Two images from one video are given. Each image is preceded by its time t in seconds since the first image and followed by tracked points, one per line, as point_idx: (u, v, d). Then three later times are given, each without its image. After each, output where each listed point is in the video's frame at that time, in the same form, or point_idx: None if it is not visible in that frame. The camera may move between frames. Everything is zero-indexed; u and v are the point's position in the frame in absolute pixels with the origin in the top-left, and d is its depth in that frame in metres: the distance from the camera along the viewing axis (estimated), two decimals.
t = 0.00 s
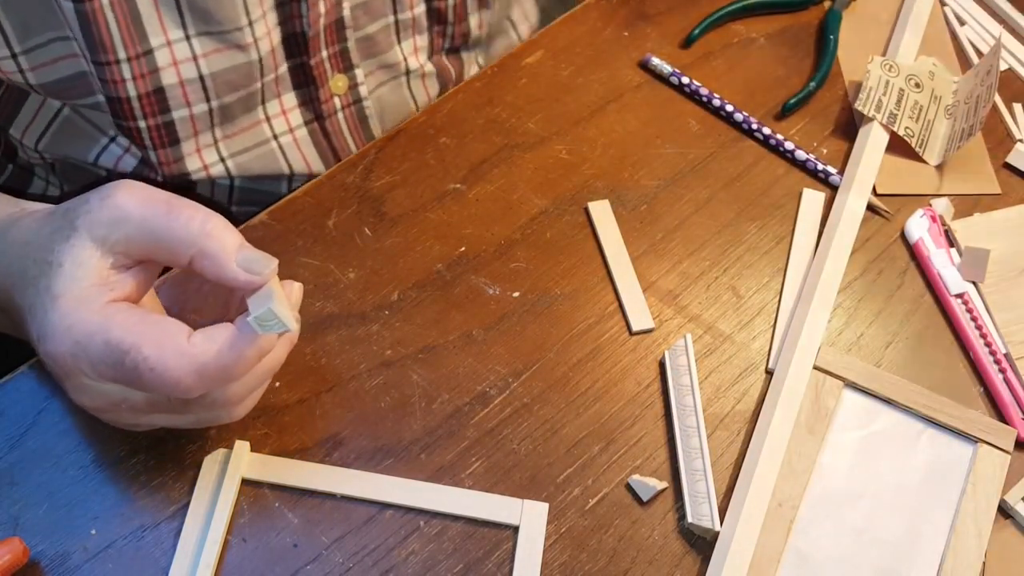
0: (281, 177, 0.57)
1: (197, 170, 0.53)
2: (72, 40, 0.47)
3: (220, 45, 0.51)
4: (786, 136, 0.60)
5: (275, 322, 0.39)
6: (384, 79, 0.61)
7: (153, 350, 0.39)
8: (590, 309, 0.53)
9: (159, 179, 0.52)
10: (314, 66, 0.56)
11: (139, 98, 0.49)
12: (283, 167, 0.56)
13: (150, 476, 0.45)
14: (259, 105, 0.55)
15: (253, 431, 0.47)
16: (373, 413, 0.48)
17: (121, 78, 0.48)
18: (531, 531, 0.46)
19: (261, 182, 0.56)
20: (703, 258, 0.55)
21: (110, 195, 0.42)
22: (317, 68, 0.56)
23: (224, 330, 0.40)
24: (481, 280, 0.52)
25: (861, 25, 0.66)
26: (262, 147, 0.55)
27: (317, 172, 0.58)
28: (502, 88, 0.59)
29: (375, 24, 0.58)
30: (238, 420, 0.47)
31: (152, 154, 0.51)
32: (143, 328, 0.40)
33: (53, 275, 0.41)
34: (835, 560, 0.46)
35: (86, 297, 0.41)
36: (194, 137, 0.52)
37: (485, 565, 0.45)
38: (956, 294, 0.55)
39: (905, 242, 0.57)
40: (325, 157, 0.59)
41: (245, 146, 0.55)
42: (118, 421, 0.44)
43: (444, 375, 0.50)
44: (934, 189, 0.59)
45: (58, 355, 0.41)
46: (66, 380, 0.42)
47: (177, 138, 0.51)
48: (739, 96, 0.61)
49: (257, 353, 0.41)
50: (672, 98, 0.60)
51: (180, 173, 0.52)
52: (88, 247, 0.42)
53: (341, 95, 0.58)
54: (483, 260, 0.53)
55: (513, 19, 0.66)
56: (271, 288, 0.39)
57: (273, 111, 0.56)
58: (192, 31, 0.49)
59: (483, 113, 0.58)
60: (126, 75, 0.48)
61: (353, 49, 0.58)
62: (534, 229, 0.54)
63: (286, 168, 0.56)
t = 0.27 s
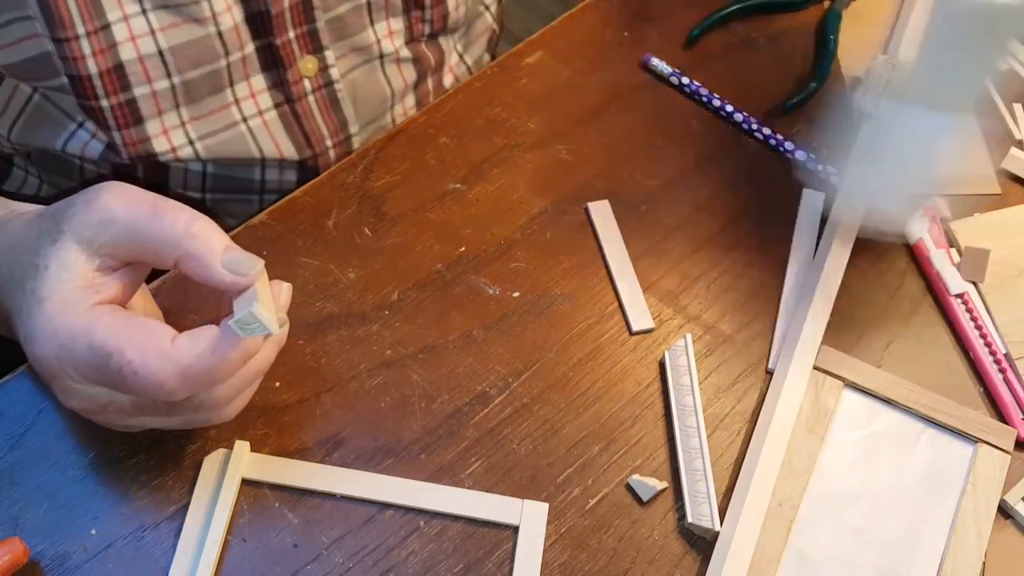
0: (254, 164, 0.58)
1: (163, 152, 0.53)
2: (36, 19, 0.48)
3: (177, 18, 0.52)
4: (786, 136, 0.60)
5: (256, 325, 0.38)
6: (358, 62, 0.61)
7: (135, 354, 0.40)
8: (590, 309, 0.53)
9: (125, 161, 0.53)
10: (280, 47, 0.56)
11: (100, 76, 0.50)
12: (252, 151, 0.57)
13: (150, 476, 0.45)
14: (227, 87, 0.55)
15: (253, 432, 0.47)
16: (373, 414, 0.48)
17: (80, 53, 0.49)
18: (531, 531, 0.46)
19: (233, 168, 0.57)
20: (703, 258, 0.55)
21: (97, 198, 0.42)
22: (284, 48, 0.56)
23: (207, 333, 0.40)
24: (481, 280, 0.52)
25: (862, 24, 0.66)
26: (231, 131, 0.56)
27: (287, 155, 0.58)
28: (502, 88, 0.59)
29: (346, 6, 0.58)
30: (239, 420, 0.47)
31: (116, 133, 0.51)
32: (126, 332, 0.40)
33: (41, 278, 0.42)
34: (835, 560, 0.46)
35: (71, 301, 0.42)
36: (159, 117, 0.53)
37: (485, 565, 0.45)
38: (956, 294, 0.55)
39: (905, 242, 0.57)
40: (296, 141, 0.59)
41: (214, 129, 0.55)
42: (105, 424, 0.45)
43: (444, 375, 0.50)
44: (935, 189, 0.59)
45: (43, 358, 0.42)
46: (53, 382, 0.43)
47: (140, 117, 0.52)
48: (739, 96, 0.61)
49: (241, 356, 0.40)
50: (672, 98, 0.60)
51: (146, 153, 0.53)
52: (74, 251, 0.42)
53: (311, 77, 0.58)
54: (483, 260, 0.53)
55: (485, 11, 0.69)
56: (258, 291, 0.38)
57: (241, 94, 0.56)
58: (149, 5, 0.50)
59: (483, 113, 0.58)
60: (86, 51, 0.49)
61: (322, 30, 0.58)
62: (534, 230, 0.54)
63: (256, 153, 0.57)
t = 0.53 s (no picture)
0: (238, 166, 0.57)
1: (143, 153, 0.53)
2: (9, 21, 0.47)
3: (149, 18, 0.50)
4: (786, 136, 0.60)
5: (240, 324, 0.38)
6: (342, 62, 0.59)
7: (121, 355, 0.40)
8: (589, 309, 0.53)
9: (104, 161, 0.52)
10: (259, 49, 0.54)
11: (74, 76, 0.49)
12: (234, 154, 0.56)
13: (150, 476, 0.45)
14: (206, 89, 0.54)
15: (253, 431, 0.47)
16: (373, 413, 0.48)
17: (53, 55, 0.47)
18: (531, 531, 0.46)
19: (218, 171, 0.57)
20: (703, 258, 0.55)
21: (83, 199, 0.42)
22: (262, 50, 0.54)
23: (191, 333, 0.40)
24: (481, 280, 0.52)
25: (862, 25, 0.66)
26: (212, 134, 0.55)
27: (270, 159, 0.58)
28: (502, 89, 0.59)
29: (327, 7, 0.56)
30: (239, 420, 0.47)
31: (93, 135, 0.51)
32: (111, 333, 0.40)
33: (28, 280, 0.42)
34: (834, 560, 0.46)
35: (58, 301, 0.42)
36: (137, 118, 0.52)
37: (485, 564, 0.45)
38: (956, 294, 0.55)
39: (904, 242, 0.57)
40: (278, 143, 0.58)
41: (194, 131, 0.54)
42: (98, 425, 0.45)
43: (444, 375, 0.50)
44: (934, 189, 0.59)
45: (31, 359, 0.42)
46: (43, 384, 0.43)
47: (118, 119, 0.51)
48: (739, 96, 0.61)
49: (227, 355, 0.40)
50: (672, 97, 0.60)
51: (124, 153, 0.52)
52: (59, 252, 0.42)
53: (292, 78, 0.57)
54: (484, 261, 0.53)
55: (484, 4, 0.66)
56: (244, 290, 0.38)
57: (221, 97, 0.55)
58: (120, 3, 0.49)
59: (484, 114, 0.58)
60: (59, 52, 0.47)
61: (304, 31, 0.56)
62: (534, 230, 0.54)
63: (238, 156, 0.57)
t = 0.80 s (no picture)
0: (228, 173, 0.58)
1: (131, 164, 0.53)
2: None
3: (133, 28, 0.50)
4: (786, 136, 0.60)
5: (241, 318, 0.39)
6: (329, 68, 0.59)
7: (122, 352, 0.40)
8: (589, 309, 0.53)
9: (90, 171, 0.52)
10: (245, 56, 0.54)
11: (60, 88, 0.48)
12: (223, 161, 0.56)
13: (150, 476, 0.45)
14: (192, 96, 0.54)
15: (253, 432, 0.47)
16: (373, 413, 0.48)
17: (38, 67, 0.47)
18: (531, 531, 0.46)
19: (209, 176, 0.57)
20: (703, 258, 0.55)
21: (79, 198, 0.42)
22: (248, 57, 0.54)
23: (192, 328, 0.40)
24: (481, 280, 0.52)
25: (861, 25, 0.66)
26: (200, 141, 0.55)
27: (259, 166, 0.58)
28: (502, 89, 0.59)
29: (314, 14, 0.56)
30: (239, 420, 0.47)
31: (80, 147, 0.51)
32: (110, 331, 0.40)
33: (26, 280, 0.42)
34: (834, 560, 0.46)
35: (58, 300, 0.42)
36: (123, 127, 0.52)
37: (485, 564, 0.45)
38: (956, 294, 0.55)
39: (904, 242, 0.57)
40: (267, 149, 0.59)
41: (182, 139, 0.54)
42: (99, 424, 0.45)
43: (444, 375, 0.50)
44: (934, 189, 0.59)
45: (31, 360, 0.42)
46: (44, 385, 0.43)
47: (104, 129, 0.51)
48: (739, 96, 0.61)
49: (228, 350, 0.40)
50: (672, 97, 0.60)
51: (112, 163, 0.52)
52: (57, 252, 0.42)
53: (280, 85, 0.57)
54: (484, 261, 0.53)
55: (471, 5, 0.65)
56: (244, 284, 0.39)
57: (207, 103, 0.55)
58: (104, 14, 0.48)
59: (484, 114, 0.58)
60: (44, 64, 0.47)
61: (291, 38, 0.56)
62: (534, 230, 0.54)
63: (227, 162, 0.57)
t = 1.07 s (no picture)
0: (225, 179, 0.58)
1: (128, 173, 0.53)
2: None
3: (129, 39, 0.50)
4: (786, 136, 0.60)
5: (241, 311, 0.39)
6: (326, 74, 0.59)
7: (121, 347, 0.40)
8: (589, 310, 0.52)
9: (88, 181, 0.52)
10: (242, 65, 0.54)
11: (56, 100, 0.48)
12: (220, 168, 0.57)
13: (150, 476, 0.45)
14: (188, 105, 0.54)
15: (253, 432, 0.47)
16: (373, 413, 0.48)
17: (34, 80, 0.47)
18: (531, 531, 0.46)
19: (207, 184, 0.57)
20: (703, 258, 0.55)
21: (79, 195, 0.42)
22: (245, 66, 0.54)
23: (191, 323, 0.40)
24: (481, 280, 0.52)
25: (861, 25, 0.65)
26: (198, 148, 0.55)
27: (256, 173, 0.59)
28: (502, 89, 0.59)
29: (312, 22, 0.56)
30: (239, 420, 0.47)
31: (77, 157, 0.51)
32: (110, 325, 0.40)
33: (25, 276, 0.42)
34: (834, 560, 0.46)
35: (57, 297, 0.42)
36: (119, 137, 0.52)
37: (486, 565, 0.45)
38: (956, 294, 0.55)
39: (904, 242, 0.57)
40: (265, 156, 0.59)
41: (178, 147, 0.54)
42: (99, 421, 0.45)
43: (444, 375, 0.50)
44: (934, 189, 0.59)
45: (30, 358, 0.42)
46: (44, 383, 0.43)
47: (101, 140, 0.51)
48: (739, 96, 0.61)
49: (228, 343, 0.41)
50: (672, 98, 0.60)
51: (109, 173, 0.52)
52: (55, 249, 0.42)
53: (276, 93, 0.57)
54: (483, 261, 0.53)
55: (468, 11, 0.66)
56: (242, 278, 0.39)
57: (205, 112, 0.55)
58: (99, 25, 0.49)
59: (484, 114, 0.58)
60: (40, 76, 0.47)
61: (288, 46, 0.56)
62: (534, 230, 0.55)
63: (223, 169, 0.57)
